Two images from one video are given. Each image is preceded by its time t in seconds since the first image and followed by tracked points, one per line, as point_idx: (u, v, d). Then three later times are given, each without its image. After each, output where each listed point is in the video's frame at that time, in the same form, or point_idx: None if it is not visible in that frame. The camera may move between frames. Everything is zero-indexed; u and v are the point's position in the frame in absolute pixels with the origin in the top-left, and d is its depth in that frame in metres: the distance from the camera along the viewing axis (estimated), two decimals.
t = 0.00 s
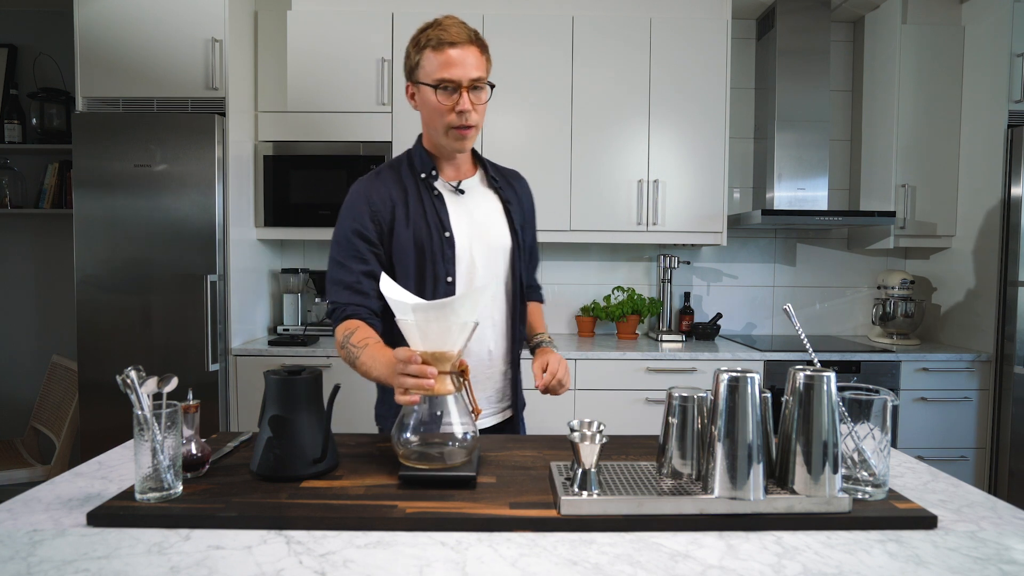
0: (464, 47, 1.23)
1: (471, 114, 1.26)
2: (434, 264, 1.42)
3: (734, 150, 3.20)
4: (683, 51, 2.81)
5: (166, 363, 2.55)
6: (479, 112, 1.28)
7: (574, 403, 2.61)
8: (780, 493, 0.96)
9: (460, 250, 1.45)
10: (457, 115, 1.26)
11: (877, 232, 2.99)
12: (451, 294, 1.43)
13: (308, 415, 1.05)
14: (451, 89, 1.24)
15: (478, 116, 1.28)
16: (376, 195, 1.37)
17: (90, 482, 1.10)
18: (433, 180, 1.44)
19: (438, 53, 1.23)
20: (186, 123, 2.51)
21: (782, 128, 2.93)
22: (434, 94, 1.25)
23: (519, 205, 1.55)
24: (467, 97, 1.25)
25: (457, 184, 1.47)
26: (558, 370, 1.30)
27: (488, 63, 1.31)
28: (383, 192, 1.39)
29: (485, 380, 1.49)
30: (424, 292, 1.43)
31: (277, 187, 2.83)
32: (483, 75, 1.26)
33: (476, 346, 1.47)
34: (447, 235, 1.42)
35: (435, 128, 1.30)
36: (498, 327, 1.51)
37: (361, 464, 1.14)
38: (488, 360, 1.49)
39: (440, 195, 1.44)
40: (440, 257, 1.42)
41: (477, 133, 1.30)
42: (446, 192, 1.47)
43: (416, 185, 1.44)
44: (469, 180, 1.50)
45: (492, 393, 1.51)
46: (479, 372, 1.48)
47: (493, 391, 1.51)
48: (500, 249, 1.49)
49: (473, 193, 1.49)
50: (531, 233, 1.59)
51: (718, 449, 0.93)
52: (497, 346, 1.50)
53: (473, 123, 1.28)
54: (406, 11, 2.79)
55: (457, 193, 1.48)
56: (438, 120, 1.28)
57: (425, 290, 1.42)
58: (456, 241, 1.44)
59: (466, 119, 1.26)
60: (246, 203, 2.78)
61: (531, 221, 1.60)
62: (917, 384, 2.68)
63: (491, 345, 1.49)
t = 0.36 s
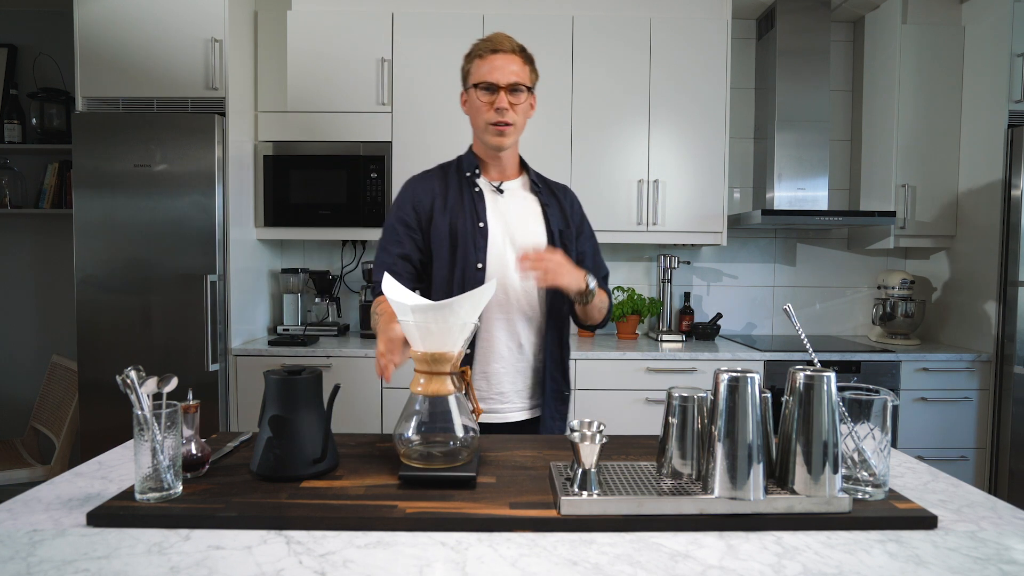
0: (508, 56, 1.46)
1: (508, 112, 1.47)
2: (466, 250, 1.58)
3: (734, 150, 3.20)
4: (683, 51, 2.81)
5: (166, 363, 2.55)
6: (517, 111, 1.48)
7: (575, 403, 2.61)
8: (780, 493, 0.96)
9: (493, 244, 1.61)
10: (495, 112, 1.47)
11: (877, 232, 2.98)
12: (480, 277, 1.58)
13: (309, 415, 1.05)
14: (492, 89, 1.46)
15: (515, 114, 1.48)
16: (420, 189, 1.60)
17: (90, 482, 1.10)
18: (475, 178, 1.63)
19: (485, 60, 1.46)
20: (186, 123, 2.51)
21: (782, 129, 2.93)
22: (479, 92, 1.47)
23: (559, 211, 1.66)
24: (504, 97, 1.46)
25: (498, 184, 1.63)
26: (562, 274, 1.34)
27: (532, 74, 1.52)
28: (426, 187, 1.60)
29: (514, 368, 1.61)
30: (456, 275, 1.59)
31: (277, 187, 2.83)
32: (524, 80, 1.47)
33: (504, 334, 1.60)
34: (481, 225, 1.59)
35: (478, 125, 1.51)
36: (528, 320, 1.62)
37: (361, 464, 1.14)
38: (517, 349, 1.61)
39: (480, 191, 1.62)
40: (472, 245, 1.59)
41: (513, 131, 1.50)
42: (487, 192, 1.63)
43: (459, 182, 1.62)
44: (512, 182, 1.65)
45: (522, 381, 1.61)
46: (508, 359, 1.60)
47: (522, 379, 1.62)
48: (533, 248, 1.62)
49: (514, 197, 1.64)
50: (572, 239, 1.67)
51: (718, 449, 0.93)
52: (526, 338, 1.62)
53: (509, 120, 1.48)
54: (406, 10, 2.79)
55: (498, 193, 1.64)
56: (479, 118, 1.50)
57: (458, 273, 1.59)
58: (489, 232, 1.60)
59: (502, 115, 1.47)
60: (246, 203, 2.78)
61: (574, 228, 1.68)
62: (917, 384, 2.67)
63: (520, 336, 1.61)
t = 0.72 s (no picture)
0: (535, 64, 1.48)
1: (532, 117, 1.48)
2: (473, 248, 1.63)
3: (734, 150, 3.20)
4: (683, 51, 2.81)
5: (167, 362, 2.55)
6: (541, 117, 1.49)
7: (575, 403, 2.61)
8: (780, 493, 0.96)
9: (502, 245, 1.62)
10: (520, 117, 1.49)
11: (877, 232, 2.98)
12: (481, 275, 1.61)
13: (309, 415, 1.05)
14: (518, 95, 1.47)
15: (539, 121, 1.50)
16: (442, 189, 1.69)
17: (90, 482, 1.10)
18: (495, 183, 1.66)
19: (512, 68, 1.48)
20: (186, 123, 2.51)
21: (782, 129, 2.93)
22: (504, 98, 1.50)
23: (576, 218, 1.64)
24: (530, 103, 1.48)
25: (517, 189, 1.65)
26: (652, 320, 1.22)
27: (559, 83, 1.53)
28: (445, 188, 1.68)
29: (516, 368, 1.60)
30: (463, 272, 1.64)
31: (277, 187, 2.83)
32: (548, 87, 1.49)
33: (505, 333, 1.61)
34: (489, 225, 1.62)
35: (503, 131, 1.53)
36: (531, 324, 1.62)
37: (361, 464, 1.14)
38: (518, 351, 1.61)
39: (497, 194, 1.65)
40: (479, 244, 1.62)
41: (537, 136, 1.51)
42: (505, 196, 1.65)
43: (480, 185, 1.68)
44: (533, 188, 1.66)
45: (521, 384, 1.60)
46: (508, 360, 1.60)
47: (522, 382, 1.60)
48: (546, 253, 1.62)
49: (533, 203, 1.65)
50: (589, 248, 1.64)
51: (718, 449, 0.93)
52: (529, 341, 1.61)
53: (533, 126, 1.49)
54: (406, 11, 2.79)
55: (515, 197, 1.65)
56: (505, 123, 1.51)
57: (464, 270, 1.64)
58: (498, 232, 1.62)
59: (527, 121, 1.48)
60: (246, 203, 2.78)
61: (591, 236, 1.65)
62: (917, 384, 2.67)
63: (524, 338, 1.61)
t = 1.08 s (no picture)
0: (523, 66, 1.47)
1: (526, 118, 1.47)
2: (476, 248, 1.63)
3: (734, 150, 3.20)
4: (684, 51, 2.81)
5: (167, 362, 2.55)
6: (536, 117, 1.48)
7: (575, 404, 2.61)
8: (780, 493, 0.96)
9: (505, 245, 1.62)
10: (514, 120, 1.47)
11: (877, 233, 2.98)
12: (485, 275, 1.61)
13: (308, 415, 1.05)
14: (509, 98, 1.47)
15: (534, 120, 1.48)
16: (444, 189, 1.68)
17: (90, 482, 1.10)
18: (498, 184, 1.67)
19: (502, 74, 1.48)
20: (186, 123, 2.51)
21: (782, 129, 2.93)
22: (497, 104, 1.49)
23: (579, 217, 1.64)
24: (522, 104, 1.46)
25: (520, 189, 1.65)
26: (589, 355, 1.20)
27: (550, 82, 1.52)
28: (448, 187, 1.68)
29: (518, 366, 1.60)
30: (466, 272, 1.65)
31: (277, 187, 2.83)
32: (540, 87, 1.48)
33: (508, 333, 1.61)
34: (493, 225, 1.63)
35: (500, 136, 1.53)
36: (533, 322, 1.61)
37: (361, 464, 1.14)
38: (521, 350, 1.60)
39: (501, 194, 1.66)
40: (482, 243, 1.63)
41: (534, 136, 1.49)
42: (508, 196, 1.66)
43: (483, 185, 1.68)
44: (535, 188, 1.66)
45: (525, 382, 1.60)
46: (511, 359, 1.60)
47: (526, 381, 1.61)
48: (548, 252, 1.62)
49: (536, 202, 1.65)
50: (591, 246, 1.64)
51: (718, 449, 0.93)
52: (532, 341, 1.61)
53: (529, 126, 1.48)
54: (406, 11, 2.79)
55: (517, 197, 1.65)
56: (500, 128, 1.51)
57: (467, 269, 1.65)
58: (502, 232, 1.63)
59: (522, 122, 1.47)
60: (246, 203, 2.78)
61: (594, 234, 1.64)
62: (916, 384, 2.67)
63: (525, 336, 1.61)
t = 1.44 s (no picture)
0: (490, 74, 1.46)
1: (501, 127, 1.46)
2: (478, 255, 1.63)
3: (734, 151, 3.20)
4: (684, 51, 2.81)
5: (167, 362, 2.55)
6: (510, 123, 1.47)
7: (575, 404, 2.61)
8: (780, 493, 0.96)
9: (506, 248, 1.62)
10: (489, 131, 1.48)
11: (877, 233, 2.98)
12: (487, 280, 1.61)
13: (308, 415, 1.05)
14: (480, 110, 1.46)
15: (510, 126, 1.47)
16: (442, 203, 1.71)
17: (90, 482, 1.10)
18: (493, 190, 1.68)
19: (471, 85, 1.47)
20: (186, 123, 2.51)
21: (782, 129, 2.93)
22: (472, 118, 1.50)
23: (578, 212, 1.64)
24: (494, 113, 1.46)
25: (515, 192, 1.65)
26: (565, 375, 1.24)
27: (521, 82, 1.49)
28: (448, 200, 1.70)
29: (527, 368, 1.60)
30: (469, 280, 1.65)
31: (277, 187, 2.83)
32: (509, 92, 1.45)
33: (517, 336, 1.60)
34: (492, 231, 1.62)
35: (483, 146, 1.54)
36: (539, 322, 1.61)
37: (361, 464, 1.14)
38: (528, 351, 1.60)
39: (498, 201, 1.66)
40: (483, 250, 1.63)
41: (513, 142, 1.49)
42: (503, 201, 1.66)
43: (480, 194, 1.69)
44: (529, 188, 1.66)
45: (536, 384, 1.60)
46: (521, 362, 1.60)
47: (537, 382, 1.60)
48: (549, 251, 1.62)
49: (533, 203, 1.65)
50: (592, 241, 1.63)
51: (718, 449, 0.93)
52: (541, 341, 1.61)
53: (506, 134, 1.47)
54: (406, 11, 2.79)
55: (513, 200, 1.65)
56: (480, 139, 1.52)
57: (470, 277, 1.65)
58: (502, 237, 1.62)
59: (497, 132, 1.47)
60: (246, 203, 2.78)
61: (594, 229, 1.64)
62: (916, 384, 2.67)
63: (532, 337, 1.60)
